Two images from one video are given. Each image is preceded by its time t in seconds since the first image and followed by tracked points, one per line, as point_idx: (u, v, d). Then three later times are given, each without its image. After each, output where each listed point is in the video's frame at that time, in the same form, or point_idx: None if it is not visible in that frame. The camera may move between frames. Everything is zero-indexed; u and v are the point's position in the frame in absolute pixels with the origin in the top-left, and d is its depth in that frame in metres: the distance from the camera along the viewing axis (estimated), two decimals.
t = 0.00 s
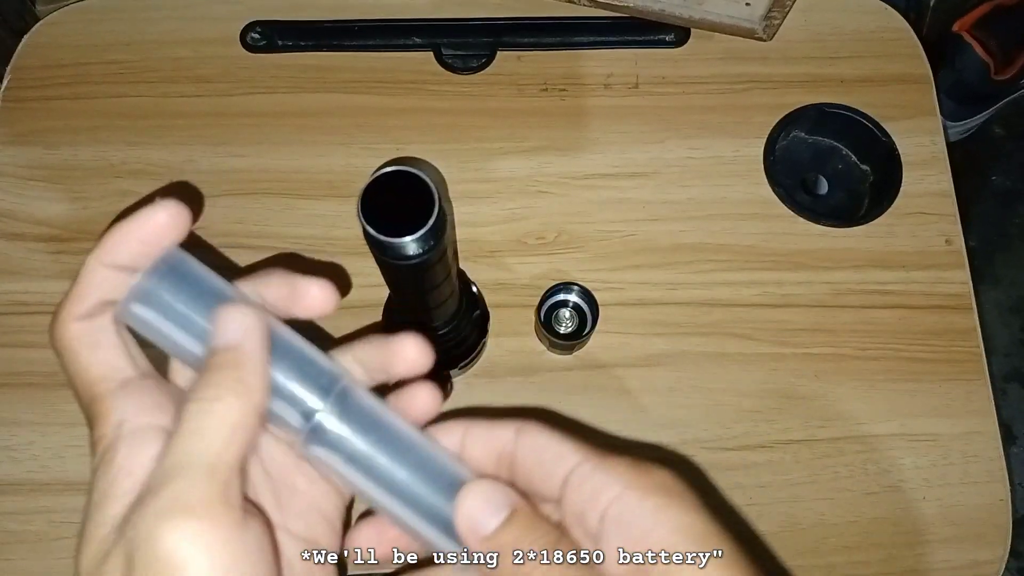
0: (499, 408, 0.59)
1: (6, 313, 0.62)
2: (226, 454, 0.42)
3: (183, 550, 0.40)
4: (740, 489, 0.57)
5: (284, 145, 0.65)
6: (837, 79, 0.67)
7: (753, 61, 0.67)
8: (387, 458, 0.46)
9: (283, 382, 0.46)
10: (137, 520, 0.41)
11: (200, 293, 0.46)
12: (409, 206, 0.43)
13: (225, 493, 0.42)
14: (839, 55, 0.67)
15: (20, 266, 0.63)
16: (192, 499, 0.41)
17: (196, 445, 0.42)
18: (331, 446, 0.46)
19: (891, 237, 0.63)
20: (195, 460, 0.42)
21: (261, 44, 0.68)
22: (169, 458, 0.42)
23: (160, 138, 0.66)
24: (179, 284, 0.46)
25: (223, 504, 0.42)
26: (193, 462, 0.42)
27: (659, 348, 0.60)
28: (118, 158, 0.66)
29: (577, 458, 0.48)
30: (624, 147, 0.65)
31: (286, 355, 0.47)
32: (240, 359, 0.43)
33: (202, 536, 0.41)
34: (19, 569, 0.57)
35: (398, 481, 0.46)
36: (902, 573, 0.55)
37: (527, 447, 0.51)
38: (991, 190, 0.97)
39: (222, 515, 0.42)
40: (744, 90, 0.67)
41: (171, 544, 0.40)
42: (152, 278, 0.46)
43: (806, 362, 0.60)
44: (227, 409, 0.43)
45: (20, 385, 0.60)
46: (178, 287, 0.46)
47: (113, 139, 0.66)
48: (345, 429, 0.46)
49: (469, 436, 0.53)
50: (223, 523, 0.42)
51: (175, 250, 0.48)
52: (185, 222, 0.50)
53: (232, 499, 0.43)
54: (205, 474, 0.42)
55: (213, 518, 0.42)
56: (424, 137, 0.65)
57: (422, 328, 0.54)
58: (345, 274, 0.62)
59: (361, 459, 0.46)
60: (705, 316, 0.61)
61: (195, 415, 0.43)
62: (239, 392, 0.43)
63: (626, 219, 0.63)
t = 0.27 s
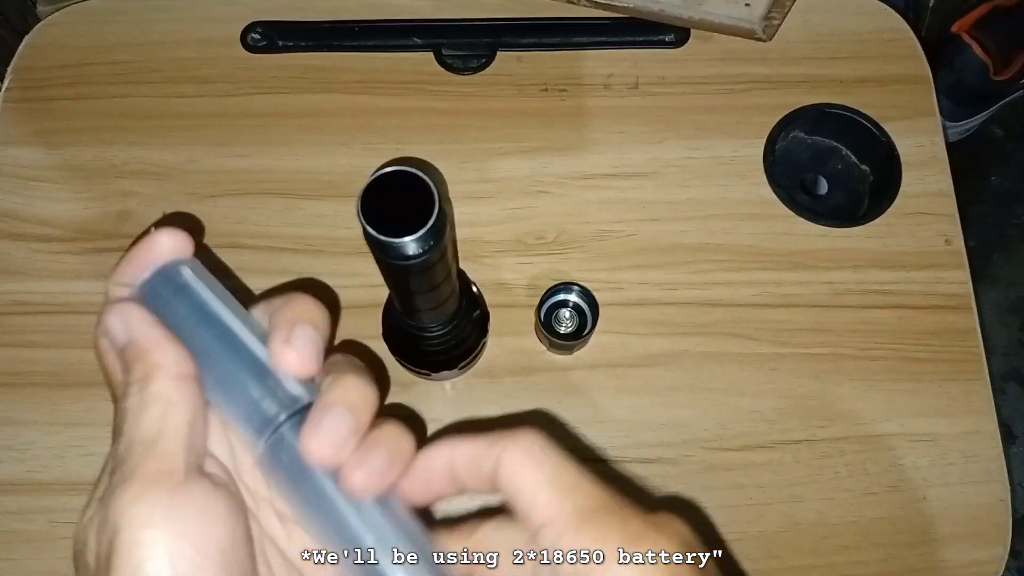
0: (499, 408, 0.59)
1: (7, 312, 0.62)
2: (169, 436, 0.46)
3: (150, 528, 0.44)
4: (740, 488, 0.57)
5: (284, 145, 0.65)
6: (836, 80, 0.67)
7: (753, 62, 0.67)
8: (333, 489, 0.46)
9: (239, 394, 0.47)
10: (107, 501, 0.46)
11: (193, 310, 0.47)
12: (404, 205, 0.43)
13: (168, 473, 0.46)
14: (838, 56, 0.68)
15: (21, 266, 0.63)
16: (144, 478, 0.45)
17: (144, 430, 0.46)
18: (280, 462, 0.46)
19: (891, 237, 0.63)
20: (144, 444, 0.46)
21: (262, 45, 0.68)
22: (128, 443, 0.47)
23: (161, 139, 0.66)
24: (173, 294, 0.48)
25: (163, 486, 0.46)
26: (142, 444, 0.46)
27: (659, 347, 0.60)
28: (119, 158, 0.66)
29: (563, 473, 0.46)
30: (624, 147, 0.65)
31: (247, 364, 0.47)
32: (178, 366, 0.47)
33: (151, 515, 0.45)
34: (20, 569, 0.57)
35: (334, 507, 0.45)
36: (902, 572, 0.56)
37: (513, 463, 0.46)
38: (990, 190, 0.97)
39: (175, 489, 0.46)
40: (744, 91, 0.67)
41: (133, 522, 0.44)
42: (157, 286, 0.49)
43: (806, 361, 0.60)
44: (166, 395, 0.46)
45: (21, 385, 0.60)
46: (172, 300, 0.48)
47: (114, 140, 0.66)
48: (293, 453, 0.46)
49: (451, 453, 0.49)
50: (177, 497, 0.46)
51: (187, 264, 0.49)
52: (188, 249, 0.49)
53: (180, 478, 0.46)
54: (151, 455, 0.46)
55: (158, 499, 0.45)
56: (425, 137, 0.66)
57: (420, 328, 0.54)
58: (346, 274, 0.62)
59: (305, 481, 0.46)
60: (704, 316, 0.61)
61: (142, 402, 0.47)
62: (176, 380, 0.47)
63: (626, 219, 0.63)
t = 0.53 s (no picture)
0: (499, 408, 0.59)
1: (5, 312, 0.62)
2: (154, 430, 0.45)
3: (140, 520, 0.43)
4: (740, 489, 0.57)
5: (283, 145, 0.65)
6: (837, 79, 0.67)
7: (753, 61, 0.67)
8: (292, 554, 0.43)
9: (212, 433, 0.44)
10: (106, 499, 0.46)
11: (184, 337, 0.44)
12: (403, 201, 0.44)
13: (156, 466, 0.44)
14: (839, 55, 0.67)
15: (19, 266, 0.63)
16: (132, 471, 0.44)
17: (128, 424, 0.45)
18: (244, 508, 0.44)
19: (892, 237, 0.63)
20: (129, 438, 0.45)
21: (261, 44, 0.68)
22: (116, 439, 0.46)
23: (159, 138, 0.66)
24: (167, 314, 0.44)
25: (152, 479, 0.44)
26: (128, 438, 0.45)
27: (659, 348, 0.60)
28: (117, 158, 0.66)
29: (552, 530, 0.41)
30: (624, 146, 0.65)
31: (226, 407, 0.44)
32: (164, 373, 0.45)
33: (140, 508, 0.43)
34: (18, 570, 0.56)
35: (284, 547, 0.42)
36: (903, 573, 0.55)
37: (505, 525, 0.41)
38: (991, 190, 0.97)
39: (162, 480, 0.44)
40: (745, 90, 0.66)
41: (125, 516, 0.43)
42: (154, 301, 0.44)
43: (807, 362, 0.60)
44: (147, 393, 0.45)
45: (19, 385, 0.60)
46: (168, 320, 0.44)
47: (113, 139, 0.66)
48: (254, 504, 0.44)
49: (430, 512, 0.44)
50: (167, 487, 0.44)
51: (189, 282, 0.43)
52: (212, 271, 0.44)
53: (170, 469, 0.45)
54: (137, 449, 0.45)
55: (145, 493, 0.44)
56: (424, 136, 0.65)
57: (420, 329, 0.53)
58: (345, 274, 0.62)
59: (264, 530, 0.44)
60: (705, 316, 0.61)
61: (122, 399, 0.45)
62: (158, 379, 0.45)
63: (626, 219, 0.63)
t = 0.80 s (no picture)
0: (499, 408, 0.59)
1: (5, 312, 0.62)
2: (154, 422, 0.45)
3: (128, 506, 0.44)
4: (740, 489, 0.57)
5: (283, 145, 0.65)
6: (837, 79, 0.67)
7: (753, 61, 0.67)
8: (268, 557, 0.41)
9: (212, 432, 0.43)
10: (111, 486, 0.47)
11: (196, 332, 0.43)
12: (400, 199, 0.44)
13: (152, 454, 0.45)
14: (839, 55, 0.67)
15: (19, 266, 0.63)
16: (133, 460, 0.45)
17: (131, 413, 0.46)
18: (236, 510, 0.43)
19: (891, 237, 0.63)
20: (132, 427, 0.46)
21: (261, 44, 0.68)
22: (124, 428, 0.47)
23: (159, 138, 0.66)
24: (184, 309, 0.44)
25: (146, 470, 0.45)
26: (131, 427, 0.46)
27: (659, 347, 0.60)
28: (117, 157, 0.66)
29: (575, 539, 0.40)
30: (624, 147, 0.65)
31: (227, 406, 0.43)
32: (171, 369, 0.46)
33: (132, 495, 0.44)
34: (18, 570, 0.56)
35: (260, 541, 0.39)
36: (903, 573, 0.55)
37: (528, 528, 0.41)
38: (991, 190, 0.97)
39: (154, 469, 0.44)
40: (745, 90, 0.66)
41: (117, 501, 0.44)
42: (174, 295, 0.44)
43: (806, 362, 0.60)
44: (153, 384, 0.45)
45: (19, 385, 0.60)
46: (184, 315, 0.44)
47: (113, 139, 0.66)
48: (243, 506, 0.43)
49: (449, 512, 0.42)
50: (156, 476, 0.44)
51: (207, 280, 0.43)
52: (233, 266, 0.45)
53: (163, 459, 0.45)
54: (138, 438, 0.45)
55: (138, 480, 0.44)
56: (424, 137, 0.65)
57: (420, 329, 0.54)
58: (345, 274, 0.62)
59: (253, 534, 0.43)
60: (705, 316, 0.61)
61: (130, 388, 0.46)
62: (165, 373, 0.45)
63: (626, 219, 0.63)
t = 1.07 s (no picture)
0: (499, 408, 0.59)
1: (5, 312, 0.62)
2: (170, 413, 0.44)
3: (151, 503, 0.43)
4: (740, 489, 0.57)
5: (283, 145, 0.65)
6: (837, 79, 0.67)
7: (753, 61, 0.67)
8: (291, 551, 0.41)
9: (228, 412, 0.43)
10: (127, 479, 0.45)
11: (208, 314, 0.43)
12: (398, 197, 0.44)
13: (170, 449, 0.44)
14: (839, 55, 0.67)
15: (19, 266, 0.63)
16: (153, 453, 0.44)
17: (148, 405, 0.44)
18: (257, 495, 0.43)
19: (891, 237, 0.63)
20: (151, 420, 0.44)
21: (261, 44, 0.68)
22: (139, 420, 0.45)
23: (159, 138, 0.66)
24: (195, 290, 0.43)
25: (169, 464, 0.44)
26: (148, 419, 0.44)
27: (659, 347, 0.60)
28: (117, 158, 0.66)
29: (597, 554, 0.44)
30: (623, 147, 0.65)
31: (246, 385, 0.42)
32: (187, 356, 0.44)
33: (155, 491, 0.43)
34: (18, 570, 0.56)
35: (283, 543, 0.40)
36: (903, 573, 0.55)
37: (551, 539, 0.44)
38: (991, 190, 0.97)
39: (176, 464, 0.43)
40: (745, 90, 0.66)
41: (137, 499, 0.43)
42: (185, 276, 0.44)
43: (806, 362, 0.60)
44: (170, 374, 0.44)
45: (19, 385, 0.60)
46: (197, 296, 0.43)
47: (113, 139, 0.66)
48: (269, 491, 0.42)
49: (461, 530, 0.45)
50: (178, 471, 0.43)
51: (216, 259, 0.43)
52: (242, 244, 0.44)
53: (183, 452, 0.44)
54: (156, 432, 0.44)
55: (162, 475, 0.43)
56: (424, 137, 0.65)
57: (420, 329, 0.54)
58: (345, 274, 0.62)
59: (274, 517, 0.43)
60: (705, 316, 0.61)
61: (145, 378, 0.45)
62: (185, 362, 0.44)
63: (626, 219, 0.63)
